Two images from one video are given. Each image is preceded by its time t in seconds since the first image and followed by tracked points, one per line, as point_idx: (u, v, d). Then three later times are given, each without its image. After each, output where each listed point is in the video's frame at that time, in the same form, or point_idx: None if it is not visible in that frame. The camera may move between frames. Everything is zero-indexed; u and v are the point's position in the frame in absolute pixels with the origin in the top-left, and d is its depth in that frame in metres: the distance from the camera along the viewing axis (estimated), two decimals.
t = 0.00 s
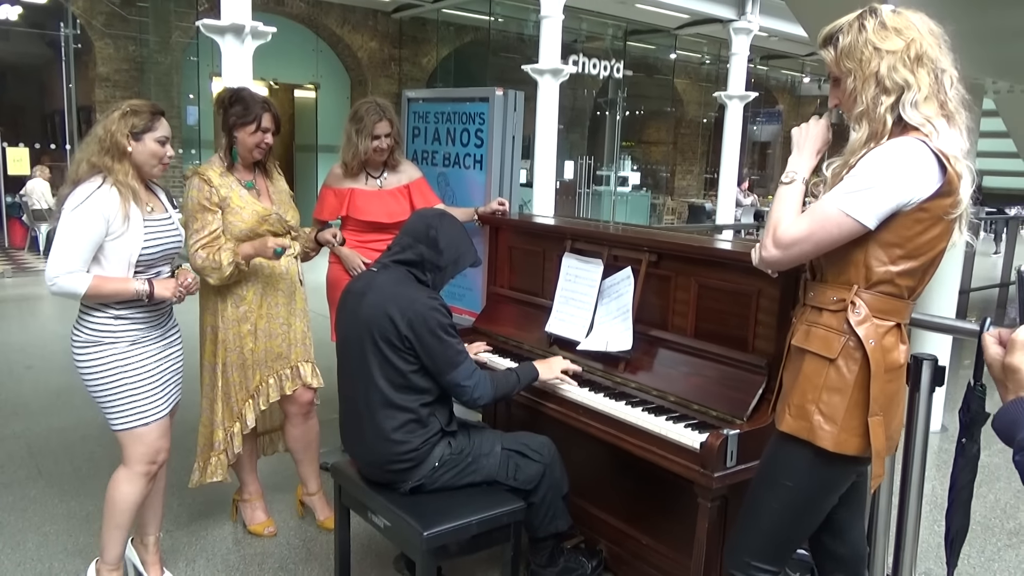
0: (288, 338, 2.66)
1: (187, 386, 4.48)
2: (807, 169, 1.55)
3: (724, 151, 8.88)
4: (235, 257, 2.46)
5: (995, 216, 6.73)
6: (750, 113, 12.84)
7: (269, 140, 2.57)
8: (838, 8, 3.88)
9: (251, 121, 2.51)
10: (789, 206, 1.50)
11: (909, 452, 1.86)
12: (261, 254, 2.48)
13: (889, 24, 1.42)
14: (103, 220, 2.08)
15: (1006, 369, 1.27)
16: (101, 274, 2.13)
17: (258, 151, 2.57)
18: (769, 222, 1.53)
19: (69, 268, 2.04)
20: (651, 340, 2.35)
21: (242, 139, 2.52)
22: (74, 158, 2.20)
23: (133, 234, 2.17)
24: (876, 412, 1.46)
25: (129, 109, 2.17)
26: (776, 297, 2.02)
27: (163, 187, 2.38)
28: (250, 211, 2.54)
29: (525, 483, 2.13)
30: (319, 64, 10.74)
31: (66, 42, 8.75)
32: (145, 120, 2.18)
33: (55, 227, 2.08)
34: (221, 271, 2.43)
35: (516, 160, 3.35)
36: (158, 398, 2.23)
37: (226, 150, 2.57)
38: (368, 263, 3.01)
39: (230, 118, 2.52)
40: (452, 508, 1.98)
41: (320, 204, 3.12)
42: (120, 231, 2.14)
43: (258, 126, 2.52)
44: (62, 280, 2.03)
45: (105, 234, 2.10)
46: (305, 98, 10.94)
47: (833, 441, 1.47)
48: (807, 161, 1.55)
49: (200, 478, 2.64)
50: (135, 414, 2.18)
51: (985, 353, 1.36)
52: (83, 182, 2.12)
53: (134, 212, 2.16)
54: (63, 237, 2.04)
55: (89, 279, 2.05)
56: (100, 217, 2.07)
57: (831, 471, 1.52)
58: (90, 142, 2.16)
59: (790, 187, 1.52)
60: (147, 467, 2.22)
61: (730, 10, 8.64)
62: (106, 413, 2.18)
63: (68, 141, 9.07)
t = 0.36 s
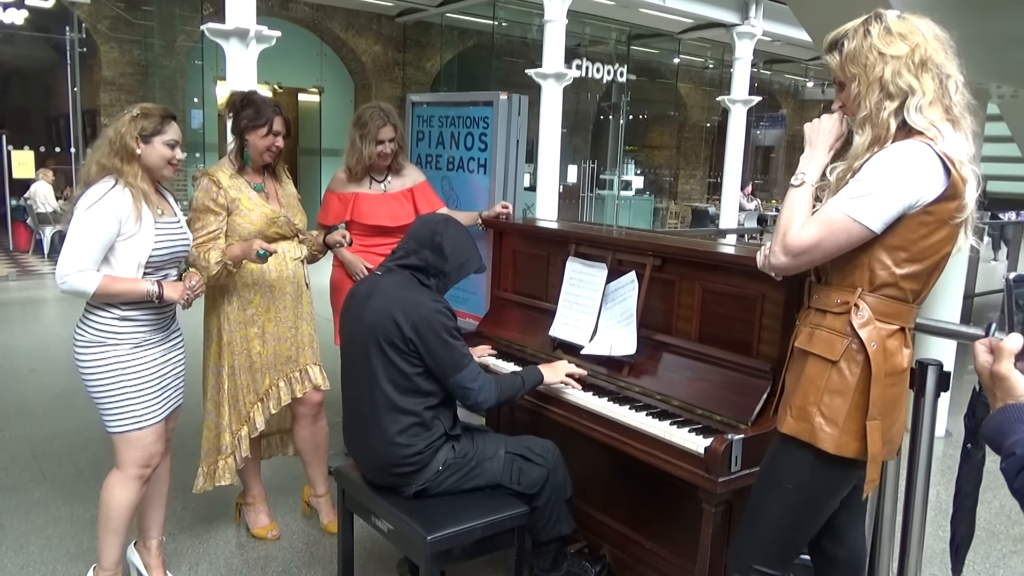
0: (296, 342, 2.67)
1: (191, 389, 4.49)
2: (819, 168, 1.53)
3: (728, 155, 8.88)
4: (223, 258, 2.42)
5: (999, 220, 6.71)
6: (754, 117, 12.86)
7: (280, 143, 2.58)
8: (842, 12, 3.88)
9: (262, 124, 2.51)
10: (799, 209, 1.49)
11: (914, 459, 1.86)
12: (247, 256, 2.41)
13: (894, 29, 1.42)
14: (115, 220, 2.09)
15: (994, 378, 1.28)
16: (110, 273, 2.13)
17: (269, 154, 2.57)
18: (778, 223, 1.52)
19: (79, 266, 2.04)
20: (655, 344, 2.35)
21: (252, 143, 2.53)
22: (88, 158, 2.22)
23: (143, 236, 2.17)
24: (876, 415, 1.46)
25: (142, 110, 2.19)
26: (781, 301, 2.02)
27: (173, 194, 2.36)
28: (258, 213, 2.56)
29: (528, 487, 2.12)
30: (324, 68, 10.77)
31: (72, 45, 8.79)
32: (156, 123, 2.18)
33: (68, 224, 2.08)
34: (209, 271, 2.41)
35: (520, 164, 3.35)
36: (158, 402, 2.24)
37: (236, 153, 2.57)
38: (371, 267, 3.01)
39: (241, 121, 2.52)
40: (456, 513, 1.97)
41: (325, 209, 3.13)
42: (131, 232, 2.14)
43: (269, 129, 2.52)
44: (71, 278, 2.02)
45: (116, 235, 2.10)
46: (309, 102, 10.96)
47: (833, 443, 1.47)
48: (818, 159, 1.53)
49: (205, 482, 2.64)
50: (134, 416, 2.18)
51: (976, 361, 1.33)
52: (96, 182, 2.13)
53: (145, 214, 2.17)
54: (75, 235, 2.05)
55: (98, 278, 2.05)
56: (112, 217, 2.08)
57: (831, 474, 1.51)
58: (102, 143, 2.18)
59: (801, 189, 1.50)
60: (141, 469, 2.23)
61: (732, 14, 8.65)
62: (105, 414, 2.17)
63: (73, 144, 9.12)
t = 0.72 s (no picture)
0: (297, 350, 2.66)
1: (191, 396, 4.48)
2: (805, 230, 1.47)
3: (729, 161, 8.89)
4: (231, 264, 2.42)
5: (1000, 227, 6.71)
6: (754, 123, 12.89)
7: (286, 151, 2.58)
8: (843, 19, 3.88)
9: (269, 131, 2.51)
10: (821, 262, 1.42)
11: (918, 467, 1.85)
12: (256, 263, 2.44)
13: (902, 32, 1.41)
14: (105, 227, 2.07)
15: (995, 394, 1.27)
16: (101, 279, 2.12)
17: (275, 161, 2.58)
18: (807, 286, 1.43)
19: (69, 272, 2.04)
20: (658, 351, 2.34)
21: (258, 150, 2.53)
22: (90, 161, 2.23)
23: (135, 242, 2.16)
24: (883, 424, 1.44)
25: (147, 118, 2.18)
26: (785, 308, 2.02)
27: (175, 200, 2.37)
28: (263, 221, 2.56)
29: (531, 495, 2.11)
30: (325, 75, 10.79)
31: (73, 52, 8.78)
32: (153, 134, 2.16)
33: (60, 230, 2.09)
34: (217, 276, 2.40)
35: (521, 171, 3.35)
36: (153, 411, 2.22)
37: (242, 160, 2.57)
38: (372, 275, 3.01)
39: (247, 128, 2.52)
40: (458, 521, 1.96)
41: (327, 217, 3.13)
42: (122, 238, 2.13)
43: (275, 137, 2.53)
44: (61, 284, 2.04)
45: (107, 241, 2.09)
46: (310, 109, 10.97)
47: (837, 451, 1.45)
48: (798, 220, 1.47)
49: (204, 491, 2.62)
50: (127, 425, 2.17)
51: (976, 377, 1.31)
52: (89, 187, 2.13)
53: (136, 220, 2.16)
54: (65, 242, 2.05)
55: (88, 285, 2.05)
56: (102, 224, 2.06)
57: (834, 481, 1.50)
58: (101, 149, 2.18)
59: (806, 248, 1.43)
60: (142, 479, 2.22)
61: (733, 21, 8.66)
62: (100, 422, 2.17)
63: (74, 150, 9.11)
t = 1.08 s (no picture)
0: (307, 362, 2.66)
1: (198, 407, 4.47)
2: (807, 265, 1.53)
3: (731, 164, 8.89)
4: (242, 276, 2.44)
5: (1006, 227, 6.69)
6: (755, 126, 12.92)
7: (297, 162, 2.58)
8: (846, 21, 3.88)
9: (281, 143, 2.51)
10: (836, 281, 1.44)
11: (932, 470, 1.84)
12: (269, 275, 2.44)
13: (922, 37, 1.39)
14: (93, 238, 2.06)
15: (1015, 405, 1.27)
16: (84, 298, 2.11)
17: (285, 173, 2.57)
18: (827, 306, 1.43)
19: (52, 284, 2.02)
20: (667, 356, 2.33)
21: (269, 161, 2.53)
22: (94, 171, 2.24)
23: (125, 257, 2.14)
24: (901, 426, 1.44)
25: (150, 132, 2.16)
26: (795, 312, 2.01)
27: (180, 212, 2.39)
28: (274, 233, 2.56)
29: (543, 502, 2.10)
30: (327, 84, 10.81)
31: (76, 65, 8.82)
32: (150, 152, 2.13)
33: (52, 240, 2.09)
34: (228, 290, 2.42)
35: (527, 177, 3.35)
36: (132, 428, 2.20)
37: (252, 171, 2.57)
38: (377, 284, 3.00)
39: (258, 140, 2.52)
40: (469, 530, 1.95)
41: (332, 226, 3.13)
42: (112, 252, 2.11)
43: (286, 149, 2.52)
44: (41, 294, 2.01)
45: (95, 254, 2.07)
46: (311, 118, 10.91)
47: (853, 455, 1.45)
48: (798, 264, 1.54)
49: (213, 502, 2.62)
50: (105, 439, 2.15)
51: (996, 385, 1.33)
52: (87, 199, 2.15)
53: (130, 235, 2.15)
54: (52, 251, 2.03)
55: (67, 302, 2.02)
56: (90, 236, 2.05)
57: (852, 485, 1.48)
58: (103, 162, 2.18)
59: (816, 280, 1.47)
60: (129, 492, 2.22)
61: (733, 25, 8.68)
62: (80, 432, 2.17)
63: (77, 162, 9.13)
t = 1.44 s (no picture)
0: (317, 374, 2.64)
1: (205, 418, 4.47)
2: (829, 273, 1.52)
3: (733, 167, 8.88)
4: (260, 287, 2.44)
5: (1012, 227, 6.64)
6: (757, 130, 12.93)
7: (310, 173, 2.57)
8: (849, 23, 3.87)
9: (294, 154, 2.51)
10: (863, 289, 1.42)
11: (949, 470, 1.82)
12: (286, 285, 2.45)
13: (938, 40, 1.38)
14: (77, 256, 2.03)
15: None
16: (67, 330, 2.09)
17: (298, 184, 2.57)
18: (859, 314, 1.41)
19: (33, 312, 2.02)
20: (678, 362, 2.32)
21: (282, 172, 2.53)
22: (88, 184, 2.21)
23: (111, 283, 2.11)
24: (925, 427, 1.42)
25: (145, 150, 2.13)
26: (807, 316, 2.00)
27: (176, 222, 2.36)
28: (286, 246, 2.55)
29: (555, 511, 2.09)
30: (328, 93, 10.82)
31: (78, 78, 8.76)
32: (148, 174, 2.10)
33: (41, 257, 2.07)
34: (246, 300, 2.42)
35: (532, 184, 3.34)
36: (114, 450, 2.17)
37: (266, 181, 2.57)
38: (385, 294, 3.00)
39: (272, 150, 2.52)
40: (482, 540, 1.94)
41: (339, 235, 3.13)
42: (99, 273, 2.09)
43: (300, 159, 2.52)
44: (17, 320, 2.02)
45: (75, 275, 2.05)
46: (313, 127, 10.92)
47: (874, 459, 1.43)
48: (816, 271, 1.52)
49: (225, 511, 2.61)
50: (87, 458, 2.14)
51: None
52: (78, 216, 2.11)
53: (119, 257, 2.12)
54: (36, 271, 2.02)
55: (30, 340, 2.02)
56: (74, 255, 2.03)
57: (872, 490, 1.47)
58: (99, 177, 2.15)
59: (840, 290, 1.46)
60: (100, 510, 2.22)
61: (731, 29, 8.69)
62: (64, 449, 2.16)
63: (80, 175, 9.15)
